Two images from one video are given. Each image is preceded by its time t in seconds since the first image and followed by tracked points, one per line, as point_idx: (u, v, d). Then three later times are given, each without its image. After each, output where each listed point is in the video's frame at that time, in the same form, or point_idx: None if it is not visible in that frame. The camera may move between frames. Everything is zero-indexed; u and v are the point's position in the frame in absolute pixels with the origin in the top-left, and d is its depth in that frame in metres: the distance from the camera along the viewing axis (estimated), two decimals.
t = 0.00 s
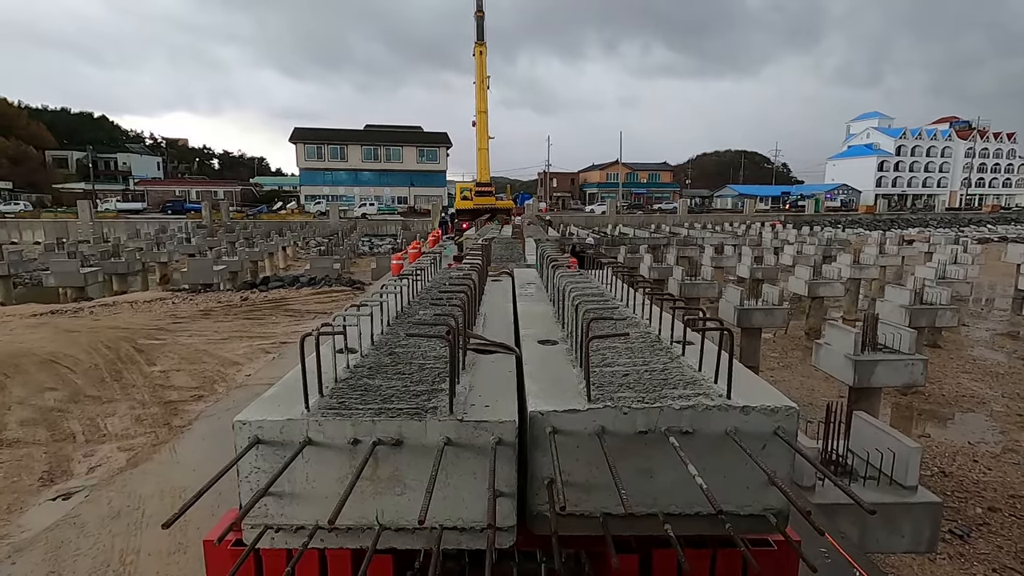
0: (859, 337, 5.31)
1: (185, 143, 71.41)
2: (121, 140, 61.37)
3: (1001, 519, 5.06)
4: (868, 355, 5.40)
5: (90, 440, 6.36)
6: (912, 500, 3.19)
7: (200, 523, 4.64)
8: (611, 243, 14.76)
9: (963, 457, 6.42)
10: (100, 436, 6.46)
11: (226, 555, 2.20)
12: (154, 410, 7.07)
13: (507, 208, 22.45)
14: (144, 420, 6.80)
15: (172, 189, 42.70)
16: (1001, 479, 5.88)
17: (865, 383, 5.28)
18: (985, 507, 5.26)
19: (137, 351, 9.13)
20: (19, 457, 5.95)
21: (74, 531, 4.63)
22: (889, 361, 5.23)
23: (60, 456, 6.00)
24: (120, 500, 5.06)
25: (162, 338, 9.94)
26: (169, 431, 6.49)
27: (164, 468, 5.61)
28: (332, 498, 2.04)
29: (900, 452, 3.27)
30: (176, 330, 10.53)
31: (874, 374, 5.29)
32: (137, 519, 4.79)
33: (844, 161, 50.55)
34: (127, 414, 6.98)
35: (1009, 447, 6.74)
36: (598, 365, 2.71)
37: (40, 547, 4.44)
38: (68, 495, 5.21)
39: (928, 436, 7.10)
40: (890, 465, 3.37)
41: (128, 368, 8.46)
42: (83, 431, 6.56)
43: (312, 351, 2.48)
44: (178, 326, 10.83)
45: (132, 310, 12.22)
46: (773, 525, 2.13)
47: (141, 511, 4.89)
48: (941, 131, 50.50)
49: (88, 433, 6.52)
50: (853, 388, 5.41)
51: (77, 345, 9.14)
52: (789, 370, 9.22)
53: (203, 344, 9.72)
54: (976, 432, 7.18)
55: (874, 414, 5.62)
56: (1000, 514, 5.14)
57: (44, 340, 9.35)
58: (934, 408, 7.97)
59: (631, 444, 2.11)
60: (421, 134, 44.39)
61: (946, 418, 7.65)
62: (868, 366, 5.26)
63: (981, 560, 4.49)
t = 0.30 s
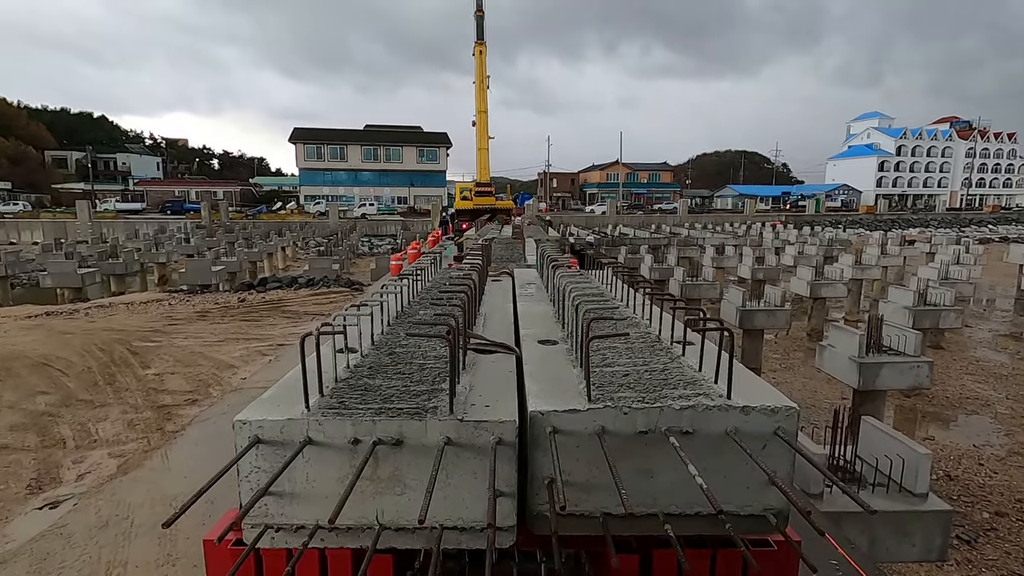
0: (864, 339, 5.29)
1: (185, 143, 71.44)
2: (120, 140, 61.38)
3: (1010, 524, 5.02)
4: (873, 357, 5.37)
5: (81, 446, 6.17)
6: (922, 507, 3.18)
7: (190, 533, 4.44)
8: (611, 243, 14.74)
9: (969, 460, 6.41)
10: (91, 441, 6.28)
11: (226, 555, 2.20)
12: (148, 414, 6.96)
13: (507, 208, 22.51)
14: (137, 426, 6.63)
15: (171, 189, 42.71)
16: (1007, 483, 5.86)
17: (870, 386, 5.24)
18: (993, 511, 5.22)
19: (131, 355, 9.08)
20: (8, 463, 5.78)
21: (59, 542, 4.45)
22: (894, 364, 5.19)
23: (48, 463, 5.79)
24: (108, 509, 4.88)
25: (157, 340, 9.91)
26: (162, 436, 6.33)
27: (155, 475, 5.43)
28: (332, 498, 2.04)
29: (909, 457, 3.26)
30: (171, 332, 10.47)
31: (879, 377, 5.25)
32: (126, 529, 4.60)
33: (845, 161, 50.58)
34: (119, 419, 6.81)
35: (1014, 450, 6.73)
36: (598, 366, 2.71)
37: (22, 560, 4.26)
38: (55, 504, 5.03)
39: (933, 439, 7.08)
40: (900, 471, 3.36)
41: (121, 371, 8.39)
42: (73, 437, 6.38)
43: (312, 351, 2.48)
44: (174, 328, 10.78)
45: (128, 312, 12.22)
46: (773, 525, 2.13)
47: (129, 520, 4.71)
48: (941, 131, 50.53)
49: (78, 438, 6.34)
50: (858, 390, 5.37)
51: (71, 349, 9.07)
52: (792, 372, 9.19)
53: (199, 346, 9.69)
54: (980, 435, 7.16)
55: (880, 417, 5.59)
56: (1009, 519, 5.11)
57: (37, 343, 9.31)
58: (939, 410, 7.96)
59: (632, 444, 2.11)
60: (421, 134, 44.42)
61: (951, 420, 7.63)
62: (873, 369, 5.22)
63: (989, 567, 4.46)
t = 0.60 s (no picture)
0: (869, 341, 5.28)
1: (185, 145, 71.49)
2: (120, 142, 61.45)
3: (1018, 529, 4.97)
4: (878, 359, 5.36)
5: (72, 453, 6.09)
6: (934, 514, 3.25)
7: (181, 545, 4.32)
8: (612, 244, 14.72)
9: (975, 463, 6.39)
10: (83, 448, 6.20)
11: (226, 555, 2.20)
12: (142, 418, 6.92)
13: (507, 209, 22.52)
14: (129, 432, 6.56)
15: (171, 191, 42.75)
16: (1013, 485, 5.84)
17: (875, 389, 5.24)
18: (1000, 516, 5.17)
19: (126, 359, 9.06)
20: None
21: (46, 554, 4.33)
22: (899, 365, 5.19)
23: (37, 472, 5.67)
24: (98, 520, 4.77)
25: (153, 344, 9.90)
26: (155, 442, 6.24)
27: (147, 484, 5.32)
28: (331, 497, 2.04)
29: (920, 464, 3.30)
30: (167, 336, 10.45)
31: (885, 379, 5.25)
32: (115, 540, 4.48)
33: (845, 162, 50.57)
34: (112, 425, 6.74)
35: (1020, 452, 6.71)
36: (598, 365, 2.71)
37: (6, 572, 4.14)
38: (43, 514, 4.92)
39: (939, 441, 7.07)
40: (908, 477, 3.41)
41: (116, 376, 8.37)
42: (63, 444, 6.30)
43: (312, 351, 2.48)
44: (169, 332, 10.76)
45: (124, 315, 12.18)
46: (772, 524, 2.13)
47: (119, 531, 4.58)
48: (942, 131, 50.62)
49: (69, 445, 6.27)
50: (864, 393, 5.37)
51: (65, 354, 9.05)
52: (794, 374, 9.18)
53: (196, 350, 9.66)
54: (985, 437, 7.15)
55: (884, 419, 5.58)
56: (1017, 523, 5.05)
57: (32, 347, 9.33)
58: (943, 412, 7.94)
59: (631, 443, 2.11)
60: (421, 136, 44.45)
61: (956, 423, 7.62)
62: (878, 371, 5.21)
63: (997, 572, 4.42)
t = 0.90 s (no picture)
0: (874, 344, 5.27)
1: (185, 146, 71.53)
2: (120, 143, 61.50)
3: None
4: (883, 362, 5.34)
5: (62, 460, 6.02)
6: (945, 523, 3.31)
7: (172, 558, 4.18)
8: (612, 245, 14.72)
9: (981, 466, 6.37)
10: (73, 455, 6.14)
11: (226, 555, 2.20)
12: (136, 424, 6.89)
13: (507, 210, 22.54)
14: (121, 438, 6.50)
15: (171, 192, 42.80)
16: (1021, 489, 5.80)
17: (881, 392, 5.23)
18: (1007, 520, 5.07)
19: (121, 363, 9.04)
20: None
21: (32, 567, 4.20)
22: (904, 369, 5.18)
23: (26, 479, 5.59)
24: (87, 530, 4.64)
25: (148, 347, 9.91)
26: (148, 449, 6.16)
27: (139, 493, 5.20)
28: (331, 497, 2.04)
29: (931, 471, 3.35)
30: (162, 339, 10.44)
31: (890, 382, 5.23)
32: (104, 552, 4.34)
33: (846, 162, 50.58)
34: (104, 431, 6.70)
35: None
36: (598, 365, 2.71)
37: None
38: (30, 524, 4.80)
39: (944, 444, 7.06)
40: (919, 484, 3.48)
41: (109, 380, 8.35)
42: (53, 451, 6.24)
43: (312, 351, 2.48)
44: (165, 335, 10.75)
45: (121, 318, 12.16)
46: (773, 524, 2.13)
47: (108, 543, 4.45)
48: (943, 131, 50.62)
49: (60, 452, 6.20)
50: (868, 396, 5.37)
51: (58, 358, 9.04)
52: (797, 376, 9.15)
53: (191, 354, 9.64)
54: (990, 440, 7.13)
55: (889, 422, 5.55)
56: None
57: (25, 350, 9.35)
58: (947, 415, 7.93)
59: (631, 443, 2.11)
60: (421, 137, 44.47)
61: (960, 425, 7.60)
62: (883, 375, 5.20)
63: None
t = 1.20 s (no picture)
0: (878, 346, 5.26)
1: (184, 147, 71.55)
2: (119, 144, 61.51)
3: None
4: (888, 364, 5.34)
5: (52, 467, 6.01)
6: (956, 532, 3.31)
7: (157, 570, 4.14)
8: (612, 246, 14.71)
9: (987, 469, 6.36)
10: (63, 461, 6.12)
11: (226, 555, 2.20)
12: (127, 429, 6.88)
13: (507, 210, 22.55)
14: (112, 444, 6.48)
15: (170, 192, 42.78)
16: None
17: (886, 394, 5.22)
18: (1013, 525, 5.07)
19: (115, 366, 9.02)
20: None
21: None
22: (910, 371, 5.17)
23: (14, 487, 5.57)
24: (73, 541, 4.62)
25: (143, 350, 9.91)
26: (139, 455, 6.15)
27: (128, 501, 5.18)
28: (331, 496, 2.04)
29: (941, 477, 3.34)
30: (158, 341, 10.44)
31: (894, 385, 5.23)
32: (90, 563, 4.32)
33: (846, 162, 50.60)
34: (95, 436, 6.70)
35: None
36: (598, 365, 2.71)
37: None
38: (16, 534, 4.78)
39: (948, 446, 7.05)
40: (929, 491, 3.48)
41: (102, 384, 8.34)
42: (43, 457, 6.22)
43: (313, 350, 2.48)
44: (161, 337, 10.74)
45: (117, 320, 12.15)
46: (773, 524, 2.13)
47: (95, 553, 4.42)
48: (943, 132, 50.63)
49: (49, 458, 6.19)
50: (873, 398, 5.36)
51: (51, 361, 9.03)
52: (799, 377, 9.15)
53: (186, 356, 9.64)
54: (995, 442, 7.13)
55: (893, 425, 5.54)
56: None
57: (18, 352, 9.36)
58: (950, 417, 7.92)
59: (631, 443, 2.11)
60: (421, 137, 44.46)
61: (963, 427, 7.60)
62: (888, 377, 5.19)
63: None
